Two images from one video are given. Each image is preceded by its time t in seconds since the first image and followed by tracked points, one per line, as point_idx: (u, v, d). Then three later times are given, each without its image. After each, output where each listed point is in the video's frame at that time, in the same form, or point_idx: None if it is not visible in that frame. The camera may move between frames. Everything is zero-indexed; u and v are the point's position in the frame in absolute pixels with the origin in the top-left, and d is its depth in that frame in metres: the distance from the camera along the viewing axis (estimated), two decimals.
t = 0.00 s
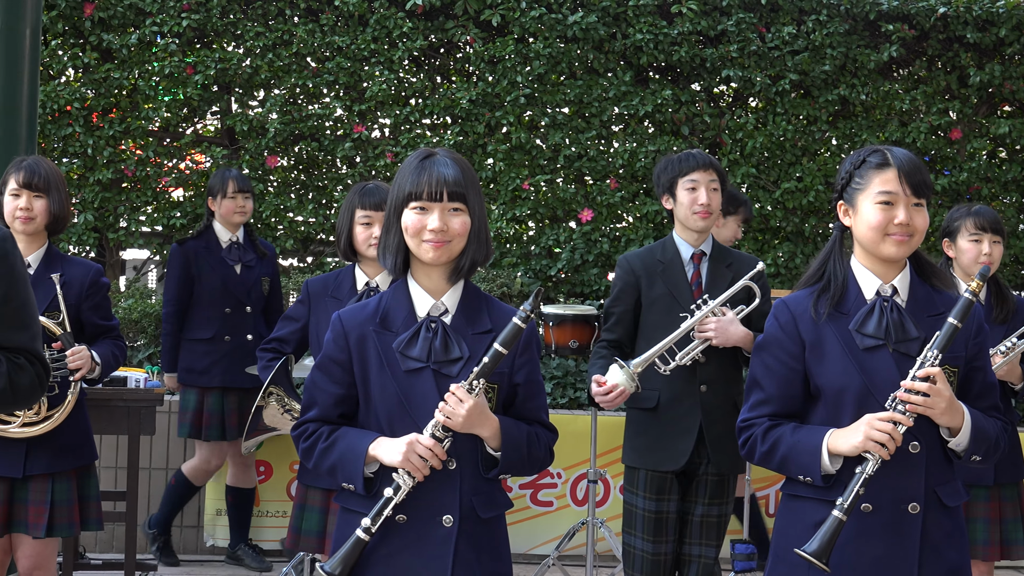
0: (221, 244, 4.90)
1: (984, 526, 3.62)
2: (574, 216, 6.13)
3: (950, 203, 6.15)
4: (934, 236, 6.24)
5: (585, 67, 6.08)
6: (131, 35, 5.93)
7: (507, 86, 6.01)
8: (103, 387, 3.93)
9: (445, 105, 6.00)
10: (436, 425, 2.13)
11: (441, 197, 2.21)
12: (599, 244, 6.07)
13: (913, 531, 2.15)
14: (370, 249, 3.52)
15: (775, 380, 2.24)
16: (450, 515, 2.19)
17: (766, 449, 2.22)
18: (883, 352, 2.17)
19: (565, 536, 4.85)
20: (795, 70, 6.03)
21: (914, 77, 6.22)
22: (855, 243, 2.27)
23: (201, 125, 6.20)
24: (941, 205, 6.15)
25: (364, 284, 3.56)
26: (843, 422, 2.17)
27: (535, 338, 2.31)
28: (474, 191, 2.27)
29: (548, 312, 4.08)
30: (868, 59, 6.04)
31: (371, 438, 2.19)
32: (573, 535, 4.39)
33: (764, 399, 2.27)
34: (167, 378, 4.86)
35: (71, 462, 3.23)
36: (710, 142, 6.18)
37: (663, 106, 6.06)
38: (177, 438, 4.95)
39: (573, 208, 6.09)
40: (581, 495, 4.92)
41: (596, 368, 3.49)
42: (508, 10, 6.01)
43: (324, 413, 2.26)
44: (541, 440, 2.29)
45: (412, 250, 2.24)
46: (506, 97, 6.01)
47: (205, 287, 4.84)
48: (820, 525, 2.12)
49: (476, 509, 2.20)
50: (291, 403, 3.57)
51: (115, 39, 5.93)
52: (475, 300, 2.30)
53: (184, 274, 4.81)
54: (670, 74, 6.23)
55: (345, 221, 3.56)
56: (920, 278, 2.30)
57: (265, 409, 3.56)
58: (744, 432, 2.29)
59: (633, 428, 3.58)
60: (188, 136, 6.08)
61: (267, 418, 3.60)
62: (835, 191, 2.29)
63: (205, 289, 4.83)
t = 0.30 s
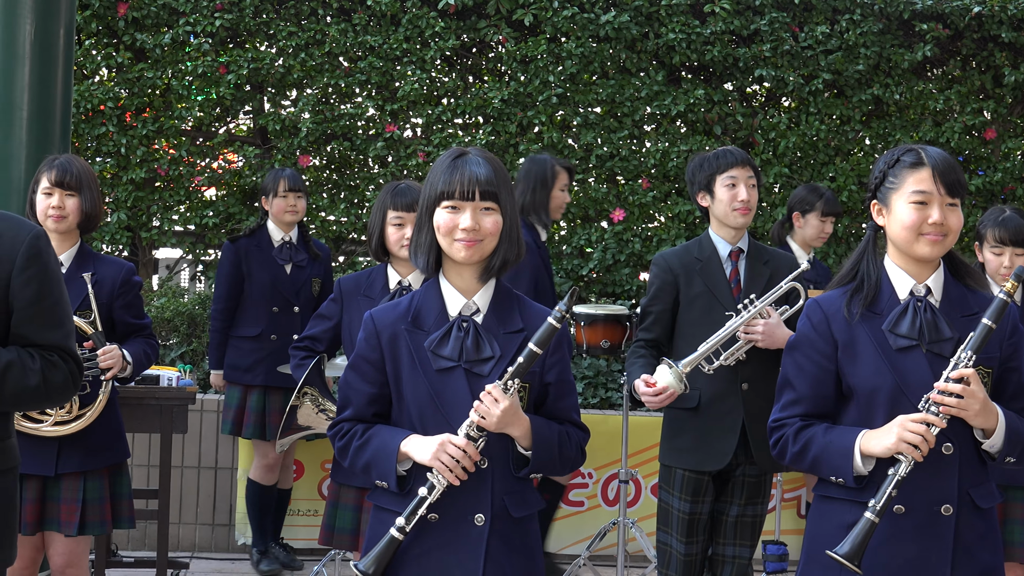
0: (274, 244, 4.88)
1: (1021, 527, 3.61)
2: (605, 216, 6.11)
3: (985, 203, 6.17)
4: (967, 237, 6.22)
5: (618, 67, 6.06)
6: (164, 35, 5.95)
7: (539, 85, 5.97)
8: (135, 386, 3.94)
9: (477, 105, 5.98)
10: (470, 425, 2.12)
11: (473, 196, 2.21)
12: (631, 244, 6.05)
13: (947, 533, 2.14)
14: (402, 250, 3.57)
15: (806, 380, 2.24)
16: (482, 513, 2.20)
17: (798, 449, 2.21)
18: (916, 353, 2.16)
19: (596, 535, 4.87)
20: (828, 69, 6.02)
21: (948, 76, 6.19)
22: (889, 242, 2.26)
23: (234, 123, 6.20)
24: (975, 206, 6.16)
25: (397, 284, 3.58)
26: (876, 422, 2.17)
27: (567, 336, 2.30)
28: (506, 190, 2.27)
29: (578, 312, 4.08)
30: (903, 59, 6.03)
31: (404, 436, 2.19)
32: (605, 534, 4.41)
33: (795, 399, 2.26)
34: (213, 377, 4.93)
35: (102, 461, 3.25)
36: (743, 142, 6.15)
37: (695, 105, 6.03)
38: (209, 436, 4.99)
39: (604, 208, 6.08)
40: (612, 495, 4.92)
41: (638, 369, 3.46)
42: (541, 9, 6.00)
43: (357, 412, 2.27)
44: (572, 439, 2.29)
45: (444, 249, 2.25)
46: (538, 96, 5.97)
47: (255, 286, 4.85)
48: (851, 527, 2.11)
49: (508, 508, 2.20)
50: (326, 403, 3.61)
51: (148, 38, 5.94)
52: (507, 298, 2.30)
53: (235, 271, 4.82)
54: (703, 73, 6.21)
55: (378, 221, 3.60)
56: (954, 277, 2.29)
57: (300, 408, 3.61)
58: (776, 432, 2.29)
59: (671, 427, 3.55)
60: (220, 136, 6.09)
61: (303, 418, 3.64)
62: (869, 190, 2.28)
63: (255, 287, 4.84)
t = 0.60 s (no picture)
0: (311, 243, 4.87)
1: None
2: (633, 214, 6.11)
3: (1016, 200, 6.15)
4: (998, 233, 6.21)
5: (645, 64, 6.05)
6: (192, 34, 5.93)
7: (566, 83, 5.98)
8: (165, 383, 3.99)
9: (505, 103, 5.99)
10: (501, 425, 2.12)
11: (501, 193, 2.21)
12: (659, 241, 6.05)
13: (978, 533, 2.14)
14: (432, 249, 3.62)
15: (836, 379, 2.23)
16: (510, 512, 2.20)
17: (827, 448, 2.21)
18: (947, 351, 2.15)
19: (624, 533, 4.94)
20: (857, 66, 6.01)
21: (978, 72, 6.20)
22: (920, 239, 2.25)
23: (261, 123, 6.17)
24: (1006, 202, 6.15)
25: (427, 281, 3.61)
26: (906, 421, 2.16)
27: (596, 334, 2.30)
28: (534, 188, 2.27)
29: (607, 309, 4.07)
30: (931, 55, 6.01)
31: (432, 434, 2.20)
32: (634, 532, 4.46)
33: (825, 398, 2.25)
34: (254, 379, 4.82)
35: (133, 459, 3.27)
36: (772, 139, 6.15)
37: (724, 103, 6.03)
38: (237, 435, 5.00)
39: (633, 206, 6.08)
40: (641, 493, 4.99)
41: (668, 368, 3.52)
42: (568, 7, 5.97)
43: (387, 410, 2.28)
44: (601, 438, 2.28)
45: (472, 246, 2.25)
46: (566, 94, 5.98)
47: (293, 284, 4.83)
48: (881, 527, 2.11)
49: (535, 506, 2.20)
50: (357, 400, 3.48)
51: (177, 38, 5.94)
52: (535, 296, 2.30)
53: (273, 270, 4.81)
54: (731, 71, 6.17)
55: (409, 220, 3.66)
56: (986, 274, 2.28)
57: (331, 404, 3.51)
58: (805, 430, 2.28)
59: (701, 424, 3.56)
60: (248, 135, 6.06)
61: (332, 415, 3.54)
62: (899, 187, 2.27)
63: (293, 286, 4.82)
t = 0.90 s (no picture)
0: (344, 240, 4.83)
1: None
2: (661, 212, 6.09)
3: None
4: None
5: (673, 61, 6.04)
6: (220, 33, 5.95)
7: (593, 81, 5.97)
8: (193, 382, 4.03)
9: (533, 100, 5.98)
10: (529, 423, 2.12)
11: (528, 191, 2.21)
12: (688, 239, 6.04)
13: (1009, 531, 2.13)
14: (463, 248, 3.67)
15: (865, 378, 2.23)
16: (537, 510, 2.20)
17: (857, 447, 2.21)
18: (977, 348, 2.15)
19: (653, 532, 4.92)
20: (886, 62, 5.99)
21: (1008, 68, 6.19)
22: (949, 236, 2.25)
23: (289, 121, 6.21)
24: None
25: (455, 280, 3.64)
26: (936, 419, 2.15)
27: (624, 332, 2.30)
28: (561, 186, 2.26)
29: (635, 307, 4.09)
30: (961, 51, 6.00)
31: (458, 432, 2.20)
32: (662, 530, 4.44)
33: (854, 396, 2.25)
34: (291, 379, 4.75)
35: (161, 458, 3.28)
36: (800, 136, 6.13)
37: (752, 99, 6.00)
38: (266, 434, 5.02)
39: (660, 203, 6.05)
40: (670, 491, 4.98)
41: (690, 367, 3.45)
42: (596, 4, 6.00)
43: (414, 407, 2.29)
44: (629, 436, 2.28)
45: (499, 244, 2.25)
46: (593, 91, 5.98)
47: (328, 283, 4.79)
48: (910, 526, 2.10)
49: (562, 504, 2.21)
50: (383, 395, 3.46)
51: (205, 37, 5.95)
52: (563, 294, 2.30)
53: (307, 270, 4.77)
54: (759, 67, 6.18)
55: (440, 218, 3.69)
56: (1015, 271, 2.27)
57: (357, 400, 3.49)
58: (835, 429, 2.28)
59: (721, 422, 3.56)
60: (276, 133, 6.09)
61: (358, 411, 3.53)
62: (929, 183, 2.27)
63: (327, 285, 4.78)
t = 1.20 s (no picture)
0: (378, 240, 4.84)
1: None
2: (688, 209, 6.09)
3: None
4: None
5: (700, 58, 6.03)
6: (247, 33, 5.96)
7: (621, 78, 5.97)
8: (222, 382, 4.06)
9: (559, 98, 5.98)
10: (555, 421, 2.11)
11: (556, 188, 2.21)
12: (715, 236, 6.04)
13: None
14: (488, 244, 3.70)
15: (894, 374, 2.22)
16: (566, 508, 2.20)
17: (886, 445, 2.20)
18: (1007, 345, 2.14)
19: (682, 530, 4.92)
20: (914, 58, 5.98)
21: None
22: (978, 232, 2.24)
23: (316, 120, 6.20)
24: None
25: (481, 279, 3.64)
26: (966, 417, 2.15)
27: (651, 330, 2.30)
28: (588, 183, 2.26)
29: (662, 305, 4.10)
30: (990, 46, 5.99)
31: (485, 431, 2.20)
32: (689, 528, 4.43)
33: (883, 393, 2.25)
34: (325, 378, 4.79)
35: (194, 456, 3.31)
36: (828, 132, 6.12)
37: (779, 96, 5.99)
38: (294, 433, 5.05)
39: (688, 200, 6.05)
40: (699, 488, 4.98)
41: (710, 365, 3.47)
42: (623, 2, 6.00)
43: (440, 406, 2.29)
44: (656, 435, 2.28)
45: (527, 242, 2.25)
46: (620, 89, 5.98)
47: (361, 282, 4.80)
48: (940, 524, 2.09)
49: (591, 502, 2.20)
50: (408, 393, 3.49)
51: (233, 36, 5.96)
52: (590, 292, 2.30)
53: (340, 269, 4.81)
54: (787, 63, 6.17)
55: (466, 215, 3.75)
56: None
57: (382, 398, 3.52)
58: (863, 427, 2.28)
59: (739, 419, 3.56)
60: (304, 133, 6.10)
61: (383, 409, 3.55)
62: (958, 178, 2.26)
63: (359, 283, 4.79)
